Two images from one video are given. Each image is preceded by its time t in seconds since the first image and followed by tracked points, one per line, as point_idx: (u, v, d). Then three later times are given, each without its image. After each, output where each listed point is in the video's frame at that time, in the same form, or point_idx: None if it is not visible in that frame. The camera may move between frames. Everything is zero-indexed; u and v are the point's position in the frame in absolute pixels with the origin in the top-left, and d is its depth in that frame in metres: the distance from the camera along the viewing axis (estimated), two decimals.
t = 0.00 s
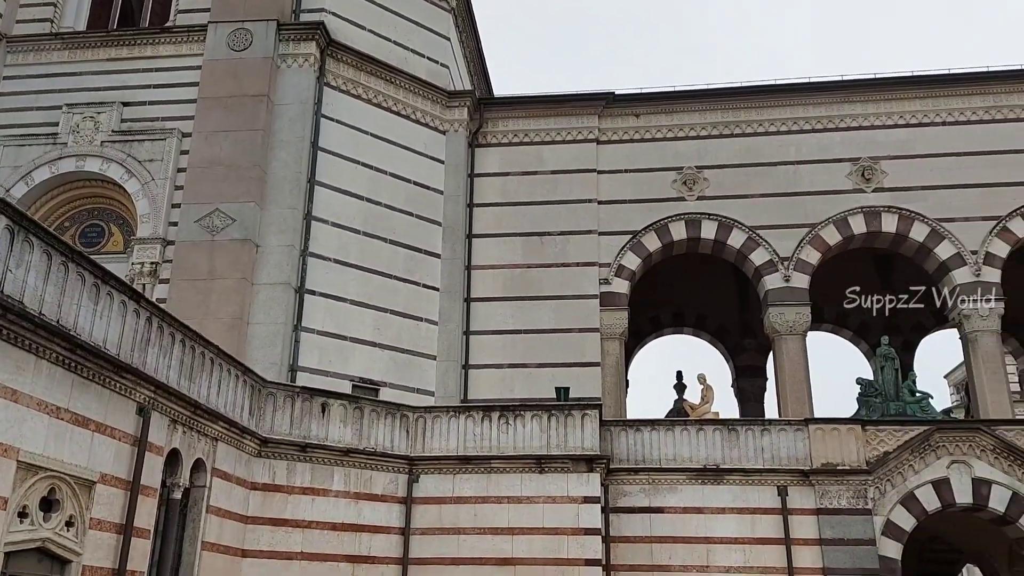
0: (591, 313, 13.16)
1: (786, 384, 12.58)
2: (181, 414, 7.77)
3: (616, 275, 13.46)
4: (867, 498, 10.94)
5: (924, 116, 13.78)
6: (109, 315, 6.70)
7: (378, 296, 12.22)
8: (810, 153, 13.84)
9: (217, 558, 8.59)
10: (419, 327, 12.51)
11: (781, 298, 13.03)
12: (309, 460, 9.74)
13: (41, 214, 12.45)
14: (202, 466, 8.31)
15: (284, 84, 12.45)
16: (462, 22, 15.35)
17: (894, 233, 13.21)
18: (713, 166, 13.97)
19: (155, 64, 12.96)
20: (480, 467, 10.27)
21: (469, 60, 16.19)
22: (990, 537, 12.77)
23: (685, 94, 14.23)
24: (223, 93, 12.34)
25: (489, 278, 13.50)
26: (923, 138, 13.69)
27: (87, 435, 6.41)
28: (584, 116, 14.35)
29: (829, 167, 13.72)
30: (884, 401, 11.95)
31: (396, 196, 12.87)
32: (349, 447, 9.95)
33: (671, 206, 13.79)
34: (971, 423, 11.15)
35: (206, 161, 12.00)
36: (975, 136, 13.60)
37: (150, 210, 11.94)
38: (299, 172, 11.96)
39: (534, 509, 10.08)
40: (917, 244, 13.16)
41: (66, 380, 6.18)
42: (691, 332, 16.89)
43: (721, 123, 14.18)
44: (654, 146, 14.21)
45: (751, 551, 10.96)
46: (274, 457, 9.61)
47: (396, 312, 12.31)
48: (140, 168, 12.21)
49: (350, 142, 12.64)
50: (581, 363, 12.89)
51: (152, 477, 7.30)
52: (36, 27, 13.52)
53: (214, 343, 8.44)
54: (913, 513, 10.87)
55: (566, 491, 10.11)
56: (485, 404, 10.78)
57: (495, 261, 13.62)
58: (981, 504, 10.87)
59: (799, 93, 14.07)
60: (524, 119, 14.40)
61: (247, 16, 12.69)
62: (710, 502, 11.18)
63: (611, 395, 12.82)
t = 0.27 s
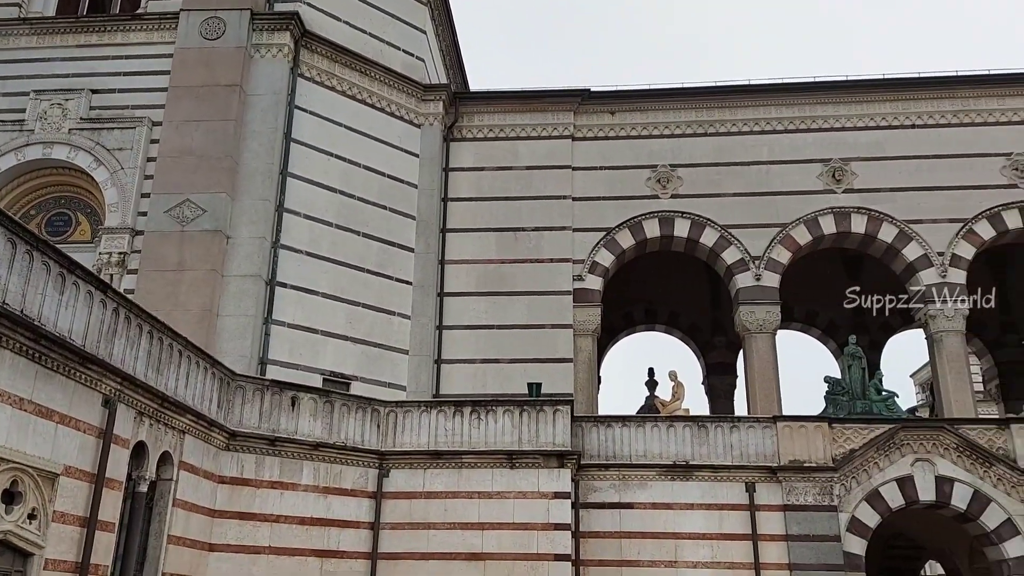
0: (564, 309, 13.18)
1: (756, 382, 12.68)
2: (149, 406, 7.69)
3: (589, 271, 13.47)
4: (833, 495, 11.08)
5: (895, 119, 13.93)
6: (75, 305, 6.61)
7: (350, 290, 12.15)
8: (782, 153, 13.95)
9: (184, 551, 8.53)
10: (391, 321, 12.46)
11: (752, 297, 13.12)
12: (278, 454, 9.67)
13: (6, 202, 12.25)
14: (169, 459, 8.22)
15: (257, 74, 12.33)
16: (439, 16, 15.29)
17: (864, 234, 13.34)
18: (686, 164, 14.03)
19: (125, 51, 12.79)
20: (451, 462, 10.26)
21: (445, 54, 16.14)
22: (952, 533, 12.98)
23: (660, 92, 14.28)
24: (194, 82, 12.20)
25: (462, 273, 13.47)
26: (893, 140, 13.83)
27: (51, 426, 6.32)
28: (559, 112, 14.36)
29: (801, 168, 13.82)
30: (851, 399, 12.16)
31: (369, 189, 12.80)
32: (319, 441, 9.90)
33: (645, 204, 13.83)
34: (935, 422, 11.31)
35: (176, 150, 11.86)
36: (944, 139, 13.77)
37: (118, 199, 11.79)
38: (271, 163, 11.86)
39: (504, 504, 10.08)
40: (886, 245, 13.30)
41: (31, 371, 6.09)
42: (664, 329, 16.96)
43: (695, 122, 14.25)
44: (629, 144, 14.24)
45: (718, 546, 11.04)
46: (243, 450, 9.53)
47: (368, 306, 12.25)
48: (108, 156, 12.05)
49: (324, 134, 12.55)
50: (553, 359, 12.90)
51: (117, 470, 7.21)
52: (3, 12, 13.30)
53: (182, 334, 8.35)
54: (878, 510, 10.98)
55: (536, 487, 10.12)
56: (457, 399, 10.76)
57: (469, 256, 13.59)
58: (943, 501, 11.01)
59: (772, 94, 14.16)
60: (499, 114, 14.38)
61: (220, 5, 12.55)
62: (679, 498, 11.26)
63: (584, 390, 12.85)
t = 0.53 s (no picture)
0: (539, 306, 13.18)
1: (728, 380, 12.77)
2: (117, 400, 7.60)
3: (565, 268, 13.50)
4: (802, 493, 11.20)
5: (868, 121, 14.06)
6: (42, 296, 6.51)
7: (324, 284, 12.07)
8: (756, 153, 14.03)
9: (151, 547, 8.44)
10: (365, 316, 12.39)
11: (725, 296, 13.20)
12: (248, 449, 9.59)
13: None
14: (138, 453, 8.14)
15: (232, 65, 12.21)
16: (417, 10, 15.24)
17: (835, 235, 13.46)
18: (662, 163, 14.08)
19: (97, 39, 12.62)
20: (424, 458, 10.23)
21: (423, 48, 16.08)
22: (920, 533, 13.30)
23: (636, 91, 14.32)
24: (167, 72, 12.05)
25: (437, 269, 13.44)
26: (867, 142, 13.96)
27: (16, 419, 6.23)
28: (536, 109, 14.36)
29: (775, 168, 13.92)
30: (821, 398, 12.33)
31: (344, 183, 12.72)
32: (290, 436, 9.83)
33: (621, 202, 13.86)
34: (903, 421, 11.48)
35: (148, 141, 11.72)
36: (915, 142, 13.91)
37: (88, 190, 11.65)
38: (245, 155, 11.75)
39: (477, 500, 10.08)
40: (857, 246, 13.43)
41: None
42: (638, 327, 17.02)
43: (672, 121, 14.30)
44: (605, 142, 14.27)
45: (689, 543, 11.17)
46: (213, 445, 9.44)
47: (342, 300, 12.18)
48: (79, 146, 11.89)
49: (298, 127, 12.45)
50: (528, 355, 12.90)
51: (84, 463, 7.12)
52: None
53: (152, 327, 8.26)
54: (845, 507, 11.18)
55: (509, 483, 10.14)
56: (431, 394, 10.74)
57: (444, 252, 13.55)
58: (909, 499, 11.20)
59: (748, 95, 14.24)
60: (476, 110, 14.35)
61: None
62: (650, 495, 11.38)
63: (557, 387, 12.88)
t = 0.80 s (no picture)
0: (513, 303, 13.18)
1: (700, 378, 12.86)
2: (84, 393, 7.50)
3: (539, 265, 13.51)
4: (771, 490, 11.33)
5: (841, 123, 14.19)
6: (8, 287, 6.41)
7: (297, 278, 11.99)
8: (730, 153, 14.12)
9: (117, 542, 8.34)
10: (338, 311, 12.32)
11: (698, 295, 13.27)
12: (218, 444, 9.51)
13: None
14: (105, 447, 8.04)
15: (205, 55, 12.08)
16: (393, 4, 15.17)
17: (807, 236, 13.58)
18: (637, 162, 14.12)
19: (68, 27, 12.45)
20: (396, 454, 10.20)
21: (399, 42, 16.02)
22: (885, 530, 13.49)
23: (613, 89, 14.35)
24: (139, 62, 11.90)
25: (411, 264, 13.39)
26: (839, 144, 14.09)
27: None
28: (512, 106, 14.35)
29: (749, 168, 14.01)
30: (791, 397, 12.45)
31: (318, 177, 12.63)
32: (261, 431, 9.75)
33: (596, 200, 13.88)
34: (870, 420, 11.65)
35: (118, 131, 11.57)
36: (886, 145, 14.05)
37: (57, 180, 11.50)
38: (217, 147, 11.63)
39: (448, 497, 10.06)
40: (827, 246, 13.55)
41: None
42: (612, 324, 17.06)
43: (648, 120, 14.34)
44: (581, 139, 14.28)
45: (659, 539, 11.26)
46: (182, 440, 9.35)
47: (314, 295, 12.11)
48: (47, 135, 11.73)
49: (273, 119, 12.35)
50: (501, 352, 12.90)
51: (49, 457, 7.02)
52: None
53: (120, 320, 8.16)
54: (813, 504, 11.33)
55: (481, 479, 10.13)
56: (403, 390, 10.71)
57: (418, 247, 13.51)
58: (876, 497, 11.37)
59: (723, 95, 14.31)
60: (452, 105, 14.31)
61: None
62: (621, 492, 11.45)
63: (531, 383, 12.84)
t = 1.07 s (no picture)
0: (481, 299, 13.15)
1: (666, 376, 12.94)
2: (41, 385, 7.38)
3: (508, 262, 13.48)
4: (734, 487, 11.49)
5: (808, 126, 14.32)
6: None
7: (262, 272, 11.86)
8: (699, 153, 14.19)
9: (74, 538, 8.18)
10: (304, 305, 12.21)
11: (665, 293, 13.33)
12: (180, 439, 9.39)
13: None
14: (63, 441, 7.91)
15: (171, 45, 11.91)
16: None
17: (772, 236, 13.69)
18: (607, 160, 14.15)
19: (29, 13, 12.20)
20: (361, 450, 10.14)
21: (370, 36, 15.90)
22: (843, 526, 13.66)
23: (582, 87, 14.35)
24: (103, 49, 11.70)
25: (379, 259, 13.31)
26: (806, 146, 14.22)
27: None
28: (482, 102, 14.31)
29: (717, 168, 14.09)
30: (755, 395, 12.63)
31: (285, 169, 12.50)
32: (224, 426, 9.63)
33: (566, 197, 13.88)
34: (831, 418, 11.86)
35: (81, 120, 11.36)
36: (851, 147, 14.20)
37: (16, 168, 11.28)
38: (182, 137, 11.47)
39: (414, 493, 10.02)
40: (792, 247, 13.67)
41: None
42: (580, 322, 17.09)
43: (618, 118, 14.37)
44: (550, 136, 14.27)
45: (623, 535, 11.33)
46: (143, 434, 9.21)
47: (280, 289, 11.99)
48: (7, 123, 11.49)
49: (239, 111, 12.21)
50: (469, 348, 12.86)
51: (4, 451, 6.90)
52: None
53: (80, 312, 8.02)
54: (774, 502, 11.54)
55: (447, 476, 10.10)
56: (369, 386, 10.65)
57: (386, 242, 13.43)
58: (836, 494, 11.61)
59: (692, 95, 14.38)
60: (422, 100, 14.24)
61: None
62: (586, 488, 11.51)
63: (498, 379, 12.87)
